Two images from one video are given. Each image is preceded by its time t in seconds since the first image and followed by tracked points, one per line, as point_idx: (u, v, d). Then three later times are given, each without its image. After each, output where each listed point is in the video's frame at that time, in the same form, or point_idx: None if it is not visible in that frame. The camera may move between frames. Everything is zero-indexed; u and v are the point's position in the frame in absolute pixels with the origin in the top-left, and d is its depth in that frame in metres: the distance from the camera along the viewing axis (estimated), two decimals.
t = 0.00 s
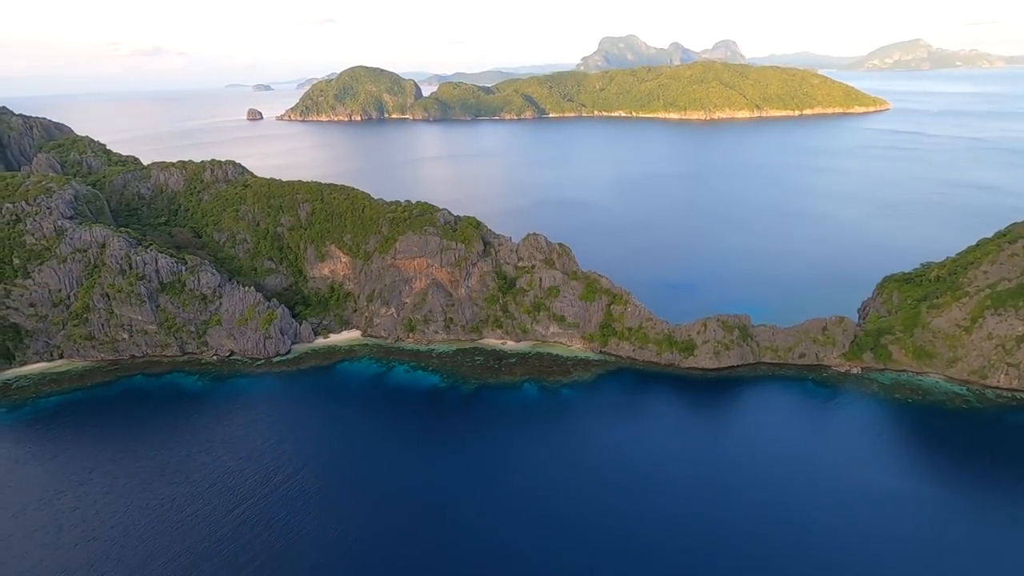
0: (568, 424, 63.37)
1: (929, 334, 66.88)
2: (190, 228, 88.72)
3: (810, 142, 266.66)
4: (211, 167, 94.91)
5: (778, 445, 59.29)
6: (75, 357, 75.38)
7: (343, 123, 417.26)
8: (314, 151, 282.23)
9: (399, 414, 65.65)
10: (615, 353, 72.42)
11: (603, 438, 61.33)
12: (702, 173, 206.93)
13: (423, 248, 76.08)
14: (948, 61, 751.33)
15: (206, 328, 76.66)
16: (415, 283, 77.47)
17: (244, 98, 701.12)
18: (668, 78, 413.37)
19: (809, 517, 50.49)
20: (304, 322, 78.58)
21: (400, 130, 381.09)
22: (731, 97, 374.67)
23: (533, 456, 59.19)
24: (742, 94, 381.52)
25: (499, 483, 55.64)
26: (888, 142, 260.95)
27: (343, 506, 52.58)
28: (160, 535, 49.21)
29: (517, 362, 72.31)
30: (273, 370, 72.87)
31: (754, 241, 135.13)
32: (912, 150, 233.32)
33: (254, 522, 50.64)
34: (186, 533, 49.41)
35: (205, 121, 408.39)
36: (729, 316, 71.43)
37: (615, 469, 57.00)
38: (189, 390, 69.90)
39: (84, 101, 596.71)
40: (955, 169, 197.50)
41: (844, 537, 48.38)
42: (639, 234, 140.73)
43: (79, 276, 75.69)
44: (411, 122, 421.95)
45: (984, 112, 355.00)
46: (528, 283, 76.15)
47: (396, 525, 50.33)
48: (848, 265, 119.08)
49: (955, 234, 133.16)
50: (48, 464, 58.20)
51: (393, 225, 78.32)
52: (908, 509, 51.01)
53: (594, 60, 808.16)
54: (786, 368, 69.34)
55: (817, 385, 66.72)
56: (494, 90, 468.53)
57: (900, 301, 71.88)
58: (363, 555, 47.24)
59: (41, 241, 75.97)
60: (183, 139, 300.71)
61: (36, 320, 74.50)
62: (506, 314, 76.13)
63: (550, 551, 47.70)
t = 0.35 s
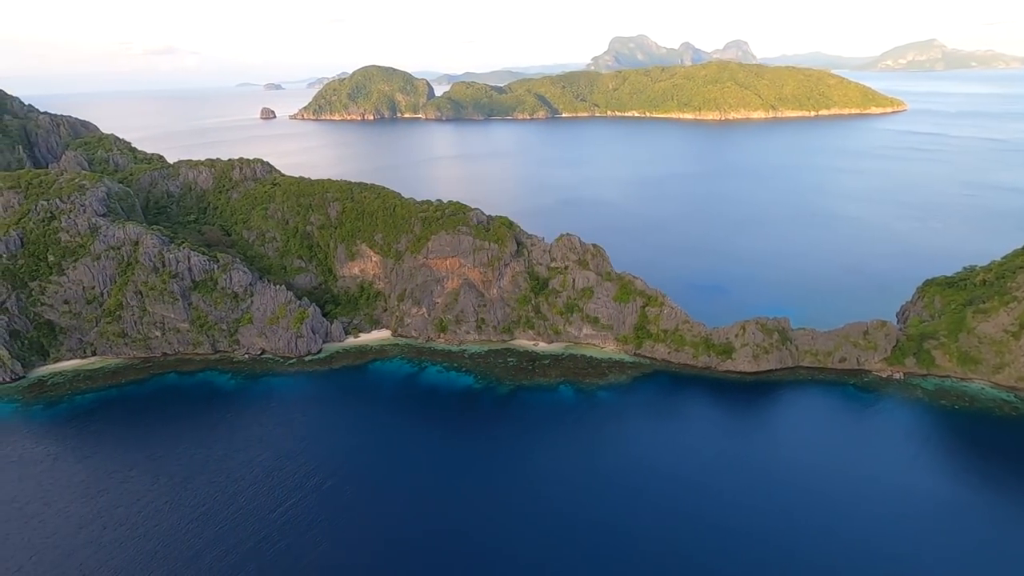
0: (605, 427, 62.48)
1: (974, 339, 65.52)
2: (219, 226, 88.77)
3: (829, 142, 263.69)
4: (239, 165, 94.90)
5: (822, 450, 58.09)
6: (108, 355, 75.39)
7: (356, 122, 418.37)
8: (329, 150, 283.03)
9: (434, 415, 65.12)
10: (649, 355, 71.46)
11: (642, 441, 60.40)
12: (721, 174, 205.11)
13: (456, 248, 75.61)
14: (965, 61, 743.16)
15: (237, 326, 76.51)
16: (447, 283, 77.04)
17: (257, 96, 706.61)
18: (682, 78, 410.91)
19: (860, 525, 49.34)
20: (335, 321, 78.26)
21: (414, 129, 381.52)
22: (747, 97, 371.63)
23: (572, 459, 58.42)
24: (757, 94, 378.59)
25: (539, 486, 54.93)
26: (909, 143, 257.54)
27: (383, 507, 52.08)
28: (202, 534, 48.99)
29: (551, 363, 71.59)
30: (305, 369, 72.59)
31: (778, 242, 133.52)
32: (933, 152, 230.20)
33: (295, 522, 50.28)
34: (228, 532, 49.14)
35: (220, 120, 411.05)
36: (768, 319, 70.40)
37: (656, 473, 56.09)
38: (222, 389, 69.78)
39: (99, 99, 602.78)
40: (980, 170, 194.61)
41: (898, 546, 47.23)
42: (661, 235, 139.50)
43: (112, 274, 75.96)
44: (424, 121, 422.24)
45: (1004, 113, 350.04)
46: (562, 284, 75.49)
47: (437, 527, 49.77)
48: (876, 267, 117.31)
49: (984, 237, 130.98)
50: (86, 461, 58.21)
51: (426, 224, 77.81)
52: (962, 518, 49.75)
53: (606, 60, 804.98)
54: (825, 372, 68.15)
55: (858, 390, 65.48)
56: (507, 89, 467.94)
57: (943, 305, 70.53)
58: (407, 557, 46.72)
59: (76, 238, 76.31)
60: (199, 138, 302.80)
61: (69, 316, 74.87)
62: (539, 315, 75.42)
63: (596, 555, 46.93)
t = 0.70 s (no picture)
0: (644, 430, 61.53)
1: (1022, 345, 64.18)
2: (247, 225, 88.75)
3: (847, 143, 260.57)
4: (267, 164, 94.81)
5: (868, 456, 56.89)
6: (139, 353, 75.35)
7: (368, 122, 418.91)
8: (343, 150, 283.39)
9: (469, 417, 64.53)
10: (685, 358, 70.41)
11: (682, 445, 59.42)
12: (740, 175, 203.08)
13: (489, 248, 75.08)
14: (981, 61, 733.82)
15: (268, 326, 76.29)
16: (479, 284, 76.54)
17: (267, 96, 709.27)
18: (695, 77, 408.07)
19: (913, 532, 48.21)
20: (365, 321, 77.84)
21: (426, 129, 381.62)
22: (762, 97, 368.66)
23: (612, 462, 57.56)
24: (772, 94, 375.50)
25: (581, 489, 54.10)
26: (929, 143, 253.94)
27: (424, 509, 51.53)
28: (245, 534, 48.76)
29: (585, 365, 70.76)
30: (337, 369, 72.22)
31: (803, 243, 131.71)
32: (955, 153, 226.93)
33: (338, 523, 49.89)
34: (271, 533, 48.84)
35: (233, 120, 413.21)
36: (807, 322, 69.32)
37: (699, 477, 55.14)
38: (255, 388, 69.56)
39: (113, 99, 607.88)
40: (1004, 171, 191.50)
41: (955, 554, 46.04)
42: (683, 236, 138.08)
43: (145, 272, 76.09)
44: (436, 121, 422.09)
45: None
46: (594, 285, 74.78)
47: (480, 530, 49.09)
48: (905, 270, 115.44)
49: (1015, 240, 128.61)
50: (123, 460, 58.11)
51: (458, 224, 77.28)
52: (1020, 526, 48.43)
53: (616, 60, 801.85)
54: (866, 377, 66.91)
55: (902, 396, 64.16)
56: (519, 89, 466.95)
57: (987, 310, 69.19)
58: (452, 560, 46.14)
59: (109, 237, 76.47)
60: (214, 138, 304.39)
61: (102, 315, 75.11)
62: (571, 317, 74.67)
63: (644, 561, 46.14)
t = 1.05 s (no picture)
0: (685, 435, 60.44)
1: None
2: (276, 224, 88.66)
3: (867, 144, 257.27)
4: (295, 163, 94.72)
5: (916, 464, 55.49)
6: (171, 352, 75.25)
7: (381, 122, 419.62)
8: (358, 151, 283.75)
9: (506, 420, 63.79)
10: (722, 363, 69.27)
11: (725, 450, 58.29)
12: (759, 176, 200.99)
13: (523, 250, 74.48)
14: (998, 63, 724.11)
15: (300, 326, 76.02)
16: (512, 285, 75.90)
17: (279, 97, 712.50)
18: (710, 78, 405.13)
19: (971, 544, 46.89)
20: (397, 322, 77.33)
21: (440, 129, 381.95)
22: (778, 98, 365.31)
23: (654, 467, 56.52)
24: (788, 96, 372.03)
25: (625, 494, 53.17)
26: (951, 145, 250.23)
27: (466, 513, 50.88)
28: (289, 536, 48.35)
29: (620, 369, 69.80)
30: (370, 370, 71.75)
31: (829, 246, 129.81)
32: (978, 155, 223.54)
33: (381, 527, 49.36)
34: (314, 535, 48.43)
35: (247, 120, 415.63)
36: (850, 328, 68.02)
37: (744, 482, 54.16)
38: (288, 389, 69.26)
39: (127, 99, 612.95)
40: None
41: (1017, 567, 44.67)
42: (707, 238, 136.55)
43: (177, 271, 76.06)
44: (449, 122, 422.08)
45: None
46: (629, 288, 73.90)
47: (524, 536, 48.36)
48: (936, 275, 113.37)
49: None
50: (162, 460, 58.00)
51: (491, 225, 76.76)
52: None
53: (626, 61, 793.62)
54: (911, 384, 65.50)
55: (949, 403, 62.71)
56: (531, 90, 465.97)
57: None
58: (499, 566, 45.48)
59: (143, 236, 76.54)
60: (229, 138, 305.95)
61: (135, 314, 75.13)
62: (605, 319, 73.82)
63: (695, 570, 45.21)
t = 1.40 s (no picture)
0: (730, 444, 59.10)
1: None
2: (310, 225, 88.82)
3: (893, 150, 252.29)
4: (329, 164, 94.90)
5: (975, 478, 53.63)
6: (208, 351, 75.42)
7: (400, 124, 421.32)
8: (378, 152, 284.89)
9: (546, 426, 62.91)
10: (765, 371, 67.85)
11: (773, 460, 56.85)
12: (784, 181, 197.97)
13: (561, 253, 73.79)
14: None
15: (335, 326, 75.87)
16: (548, 289, 75.19)
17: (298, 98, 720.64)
18: (730, 82, 401.38)
19: None
20: (431, 324, 76.87)
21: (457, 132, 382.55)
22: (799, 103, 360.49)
23: (700, 476, 55.25)
24: (810, 100, 366.86)
25: (673, 504, 52.03)
26: (981, 151, 244.84)
27: (511, 520, 50.08)
28: (335, 540, 47.98)
29: (660, 375, 68.61)
30: (406, 373, 71.29)
31: (861, 253, 127.24)
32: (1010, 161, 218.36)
33: (426, 532, 48.82)
34: (360, 540, 47.98)
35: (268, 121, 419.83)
36: (899, 337, 66.30)
37: (794, 493, 52.69)
38: (325, 390, 69.04)
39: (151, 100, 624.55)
40: None
41: None
42: (735, 242, 134.53)
43: (215, 271, 76.30)
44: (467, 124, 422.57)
45: None
46: (668, 293, 72.81)
47: (573, 545, 47.45)
48: (975, 283, 110.48)
49: None
50: (202, 460, 57.99)
51: (528, 228, 76.19)
52: None
53: (642, 64, 788.36)
54: (963, 396, 63.55)
55: (1005, 416, 60.67)
56: (549, 93, 465.05)
57: None
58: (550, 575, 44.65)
59: (182, 235, 76.92)
60: (251, 139, 308.65)
61: (173, 312, 75.46)
62: (643, 325, 72.74)
63: None
